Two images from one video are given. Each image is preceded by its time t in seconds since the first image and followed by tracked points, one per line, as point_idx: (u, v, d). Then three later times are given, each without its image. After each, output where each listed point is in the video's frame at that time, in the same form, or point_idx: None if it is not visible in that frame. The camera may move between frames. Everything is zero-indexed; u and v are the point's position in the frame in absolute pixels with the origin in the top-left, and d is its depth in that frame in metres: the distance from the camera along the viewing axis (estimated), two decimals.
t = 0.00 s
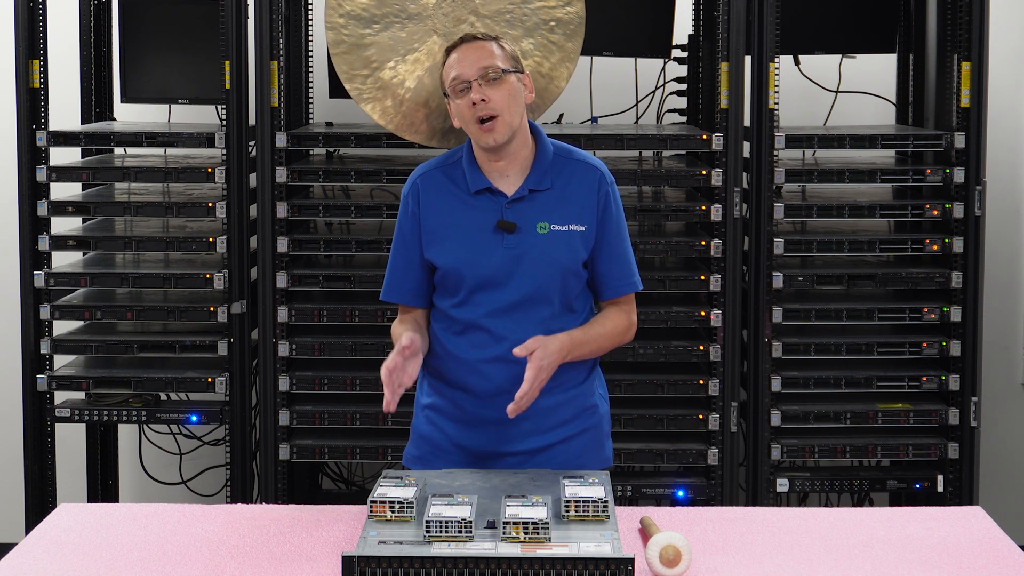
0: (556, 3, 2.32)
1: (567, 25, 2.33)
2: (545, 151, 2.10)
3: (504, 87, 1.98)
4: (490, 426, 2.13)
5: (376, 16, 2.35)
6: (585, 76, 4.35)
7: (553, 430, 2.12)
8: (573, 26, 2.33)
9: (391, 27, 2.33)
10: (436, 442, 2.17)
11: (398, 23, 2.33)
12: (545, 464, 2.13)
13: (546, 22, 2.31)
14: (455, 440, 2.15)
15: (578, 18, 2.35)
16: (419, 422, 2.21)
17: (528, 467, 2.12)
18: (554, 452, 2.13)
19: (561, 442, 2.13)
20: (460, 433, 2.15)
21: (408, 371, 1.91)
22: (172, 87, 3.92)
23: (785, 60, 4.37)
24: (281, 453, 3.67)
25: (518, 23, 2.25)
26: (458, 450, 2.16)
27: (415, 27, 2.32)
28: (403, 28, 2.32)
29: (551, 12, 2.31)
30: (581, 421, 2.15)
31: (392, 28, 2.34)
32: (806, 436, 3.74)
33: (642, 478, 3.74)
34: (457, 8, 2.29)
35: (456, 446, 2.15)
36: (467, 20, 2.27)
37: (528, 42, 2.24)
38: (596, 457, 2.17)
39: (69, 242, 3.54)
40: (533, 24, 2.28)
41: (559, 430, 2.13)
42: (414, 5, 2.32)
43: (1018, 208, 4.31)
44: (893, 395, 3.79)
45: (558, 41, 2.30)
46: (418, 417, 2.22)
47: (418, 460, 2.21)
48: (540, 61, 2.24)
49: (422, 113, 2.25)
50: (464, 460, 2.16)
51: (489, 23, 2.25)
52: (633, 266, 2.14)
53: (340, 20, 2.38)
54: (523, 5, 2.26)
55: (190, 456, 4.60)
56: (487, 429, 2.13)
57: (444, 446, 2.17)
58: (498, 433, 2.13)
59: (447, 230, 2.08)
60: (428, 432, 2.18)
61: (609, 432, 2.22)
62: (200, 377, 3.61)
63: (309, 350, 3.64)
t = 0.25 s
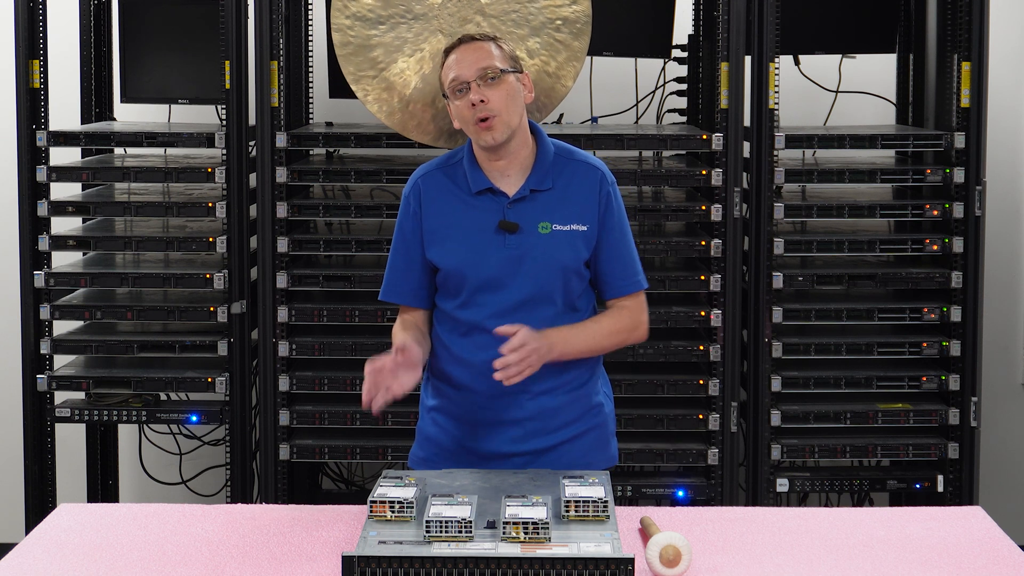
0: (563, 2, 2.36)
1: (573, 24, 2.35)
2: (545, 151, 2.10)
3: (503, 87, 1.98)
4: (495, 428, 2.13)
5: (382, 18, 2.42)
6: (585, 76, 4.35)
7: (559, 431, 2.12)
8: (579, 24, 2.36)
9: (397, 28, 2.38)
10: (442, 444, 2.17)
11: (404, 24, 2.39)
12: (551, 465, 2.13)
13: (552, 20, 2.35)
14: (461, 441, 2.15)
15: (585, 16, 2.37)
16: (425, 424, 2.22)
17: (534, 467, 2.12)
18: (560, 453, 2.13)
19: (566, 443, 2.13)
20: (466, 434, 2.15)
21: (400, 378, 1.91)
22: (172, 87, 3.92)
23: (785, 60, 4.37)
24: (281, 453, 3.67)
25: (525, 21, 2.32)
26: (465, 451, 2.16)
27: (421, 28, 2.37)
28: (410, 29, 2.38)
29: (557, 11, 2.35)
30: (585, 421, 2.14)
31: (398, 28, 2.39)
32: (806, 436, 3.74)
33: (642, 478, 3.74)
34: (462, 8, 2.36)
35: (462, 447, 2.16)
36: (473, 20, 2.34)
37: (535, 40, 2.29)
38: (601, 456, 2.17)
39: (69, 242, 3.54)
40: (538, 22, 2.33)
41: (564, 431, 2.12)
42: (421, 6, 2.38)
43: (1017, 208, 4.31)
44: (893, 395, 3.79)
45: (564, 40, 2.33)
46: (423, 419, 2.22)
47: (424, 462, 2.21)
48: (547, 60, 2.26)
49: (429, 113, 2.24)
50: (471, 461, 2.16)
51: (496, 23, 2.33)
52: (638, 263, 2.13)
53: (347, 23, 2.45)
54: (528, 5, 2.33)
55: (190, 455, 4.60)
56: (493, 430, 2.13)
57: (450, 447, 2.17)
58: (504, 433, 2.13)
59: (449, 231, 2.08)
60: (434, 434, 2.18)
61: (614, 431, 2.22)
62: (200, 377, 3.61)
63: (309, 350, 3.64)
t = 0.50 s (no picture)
0: (565, 2, 2.25)
1: (575, 24, 2.27)
2: (553, 150, 2.09)
3: (523, 83, 1.97)
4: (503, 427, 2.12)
5: (383, 18, 2.27)
6: (585, 76, 4.35)
7: (566, 430, 2.12)
8: (581, 24, 2.27)
9: (398, 28, 2.25)
10: (450, 445, 2.16)
11: (406, 24, 2.25)
12: (559, 464, 2.13)
13: (553, 20, 2.25)
14: (468, 441, 2.15)
15: (587, 16, 2.27)
16: (431, 424, 2.21)
17: (542, 466, 2.12)
18: (568, 451, 2.13)
19: (574, 441, 2.13)
20: (473, 434, 2.15)
21: (422, 383, 1.87)
22: (172, 87, 3.92)
23: (785, 60, 4.36)
24: (281, 453, 3.67)
25: (527, 21, 2.20)
26: (472, 452, 2.16)
27: (422, 28, 2.23)
28: (411, 29, 2.24)
29: (559, 11, 2.23)
30: (592, 419, 2.14)
31: (400, 28, 2.26)
32: (806, 436, 3.74)
33: (642, 478, 3.74)
34: (464, 8, 2.22)
35: (470, 448, 2.15)
36: (476, 20, 2.20)
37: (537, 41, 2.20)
38: (608, 454, 2.17)
39: (69, 242, 3.54)
40: (540, 23, 2.23)
41: (572, 429, 2.12)
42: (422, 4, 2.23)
43: (1018, 208, 4.30)
44: (893, 395, 3.79)
45: (567, 40, 2.24)
46: (429, 420, 2.22)
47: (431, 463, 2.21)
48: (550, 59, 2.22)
49: (432, 114, 2.27)
50: (479, 462, 2.16)
51: (497, 23, 2.21)
52: (646, 259, 2.13)
53: (349, 23, 2.28)
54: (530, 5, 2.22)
55: (190, 456, 4.60)
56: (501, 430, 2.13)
57: (457, 448, 2.16)
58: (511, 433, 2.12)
59: (456, 228, 2.08)
60: (441, 435, 2.17)
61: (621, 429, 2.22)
62: (200, 377, 3.61)
63: (309, 350, 3.64)
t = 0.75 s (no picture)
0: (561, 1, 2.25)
1: (571, 25, 2.25)
2: (562, 153, 2.10)
3: (560, 88, 1.98)
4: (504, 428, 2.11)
5: (380, 18, 2.34)
6: (585, 76, 4.35)
7: (567, 431, 2.12)
8: (576, 25, 2.26)
9: (394, 28, 2.33)
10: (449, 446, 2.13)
11: (402, 24, 2.35)
12: (558, 466, 2.12)
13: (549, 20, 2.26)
14: (468, 442, 2.12)
15: (583, 16, 2.26)
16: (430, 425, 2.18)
17: (541, 468, 2.11)
18: (567, 454, 2.13)
19: (574, 444, 2.12)
20: (474, 435, 2.12)
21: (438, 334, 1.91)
22: (172, 87, 3.92)
23: (785, 60, 4.37)
24: (281, 453, 3.67)
25: (522, 21, 2.26)
26: (471, 453, 2.13)
27: (418, 27, 2.33)
28: (408, 29, 2.34)
29: (555, 12, 2.25)
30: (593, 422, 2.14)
31: (396, 28, 2.34)
32: (806, 436, 3.74)
33: (642, 478, 3.74)
34: (460, 8, 2.33)
35: (469, 449, 2.12)
36: (472, 20, 2.30)
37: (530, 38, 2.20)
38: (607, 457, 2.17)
39: (69, 242, 3.54)
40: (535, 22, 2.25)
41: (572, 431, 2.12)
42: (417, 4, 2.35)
43: (1018, 208, 4.30)
44: (893, 395, 3.79)
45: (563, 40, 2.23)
46: (428, 420, 2.19)
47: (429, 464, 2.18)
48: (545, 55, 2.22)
49: (427, 114, 2.27)
50: (477, 463, 2.13)
51: (492, 23, 2.30)
52: (648, 267, 2.16)
53: (345, 22, 2.34)
54: (526, 5, 2.27)
55: (190, 456, 4.60)
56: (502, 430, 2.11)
57: (456, 449, 2.13)
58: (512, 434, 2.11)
59: (461, 225, 2.08)
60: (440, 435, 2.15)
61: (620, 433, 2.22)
62: (200, 377, 3.61)
63: (309, 350, 3.64)
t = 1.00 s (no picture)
0: (552, 3, 2.36)
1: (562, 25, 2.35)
2: (573, 156, 2.11)
3: (581, 97, 1.99)
4: (505, 428, 2.09)
5: (372, 16, 2.32)
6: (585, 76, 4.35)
7: (568, 433, 2.11)
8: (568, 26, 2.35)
9: (386, 27, 2.32)
10: (449, 445, 2.12)
11: (394, 23, 2.33)
12: (558, 467, 2.11)
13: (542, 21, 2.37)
14: (469, 441, 2.10)
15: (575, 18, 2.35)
16: (430, 424, 2.16)
17: (541, 468, 2.10)
18: (567, 455, 2.12)
19: (574, 445, 2.12)
20: (475, 434, 2.10)
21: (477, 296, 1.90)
22: (172, 87, 3.92)
23: (785, 60, 4.37)
24: (281, 453, 3.67)
25: (515, 22, 2.35)
26: (471, 453, 2.11)
27: (410, 26, 2.32)
28: (400, 28, 2.32)
29: (547, 12, 2.36)
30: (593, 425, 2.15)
31: (389, 27, 2.32)
32: (806, 435, 3.74)
33: (642, 478, 3.75)
34: (452, 8, 2.34)
35: (469, 449, 2.10)
36: (463, 20, 2.33)
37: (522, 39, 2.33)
38: (607, 460, 2.17)
39: (69, 242, 3.54)
40: (528, 24, 2.36)
41: (573, 432, 2.12)
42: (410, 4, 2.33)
43: (1018, 208, 4.31)
44: (893, 395, 3.79)
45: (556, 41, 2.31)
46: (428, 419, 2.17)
47: (428, 464, 2.15)
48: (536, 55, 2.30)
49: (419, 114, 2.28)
50: (477, 463, 2.11)
51: (484, 22, 2.35)
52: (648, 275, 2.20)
53: (338, 20, 2.31)
54: (519, 6, 2.36)
55: (190, 455, 4.60)
56: (503, 430, 2.09)
57: (456, 448, 2.11)
58: (513, 433, 2.09)
59: (471, 222, 2.08)
60: (440, 434, 2.13)
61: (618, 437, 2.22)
62: (200, 377, 3.61)
63: (309, 350, 3.64)
